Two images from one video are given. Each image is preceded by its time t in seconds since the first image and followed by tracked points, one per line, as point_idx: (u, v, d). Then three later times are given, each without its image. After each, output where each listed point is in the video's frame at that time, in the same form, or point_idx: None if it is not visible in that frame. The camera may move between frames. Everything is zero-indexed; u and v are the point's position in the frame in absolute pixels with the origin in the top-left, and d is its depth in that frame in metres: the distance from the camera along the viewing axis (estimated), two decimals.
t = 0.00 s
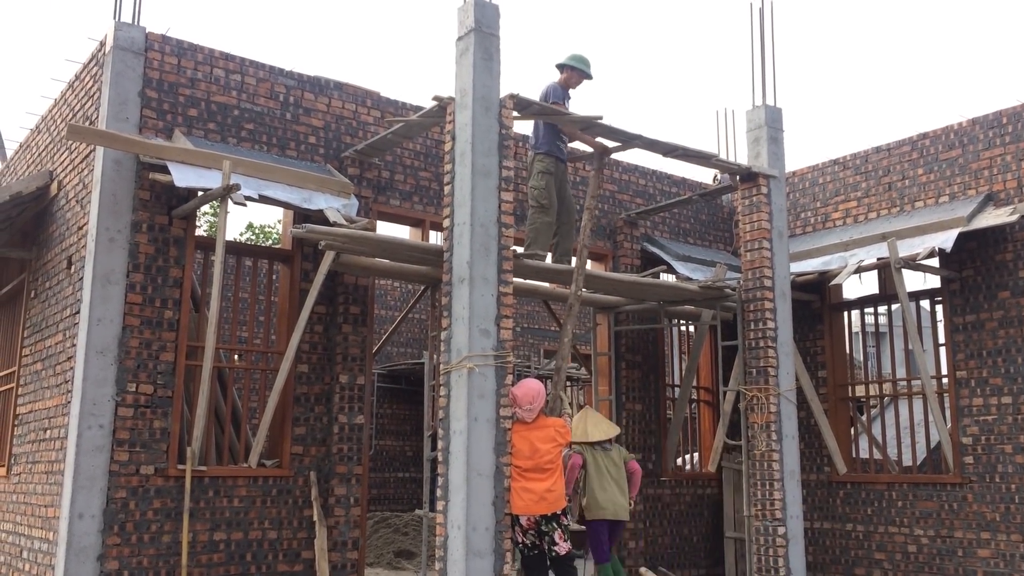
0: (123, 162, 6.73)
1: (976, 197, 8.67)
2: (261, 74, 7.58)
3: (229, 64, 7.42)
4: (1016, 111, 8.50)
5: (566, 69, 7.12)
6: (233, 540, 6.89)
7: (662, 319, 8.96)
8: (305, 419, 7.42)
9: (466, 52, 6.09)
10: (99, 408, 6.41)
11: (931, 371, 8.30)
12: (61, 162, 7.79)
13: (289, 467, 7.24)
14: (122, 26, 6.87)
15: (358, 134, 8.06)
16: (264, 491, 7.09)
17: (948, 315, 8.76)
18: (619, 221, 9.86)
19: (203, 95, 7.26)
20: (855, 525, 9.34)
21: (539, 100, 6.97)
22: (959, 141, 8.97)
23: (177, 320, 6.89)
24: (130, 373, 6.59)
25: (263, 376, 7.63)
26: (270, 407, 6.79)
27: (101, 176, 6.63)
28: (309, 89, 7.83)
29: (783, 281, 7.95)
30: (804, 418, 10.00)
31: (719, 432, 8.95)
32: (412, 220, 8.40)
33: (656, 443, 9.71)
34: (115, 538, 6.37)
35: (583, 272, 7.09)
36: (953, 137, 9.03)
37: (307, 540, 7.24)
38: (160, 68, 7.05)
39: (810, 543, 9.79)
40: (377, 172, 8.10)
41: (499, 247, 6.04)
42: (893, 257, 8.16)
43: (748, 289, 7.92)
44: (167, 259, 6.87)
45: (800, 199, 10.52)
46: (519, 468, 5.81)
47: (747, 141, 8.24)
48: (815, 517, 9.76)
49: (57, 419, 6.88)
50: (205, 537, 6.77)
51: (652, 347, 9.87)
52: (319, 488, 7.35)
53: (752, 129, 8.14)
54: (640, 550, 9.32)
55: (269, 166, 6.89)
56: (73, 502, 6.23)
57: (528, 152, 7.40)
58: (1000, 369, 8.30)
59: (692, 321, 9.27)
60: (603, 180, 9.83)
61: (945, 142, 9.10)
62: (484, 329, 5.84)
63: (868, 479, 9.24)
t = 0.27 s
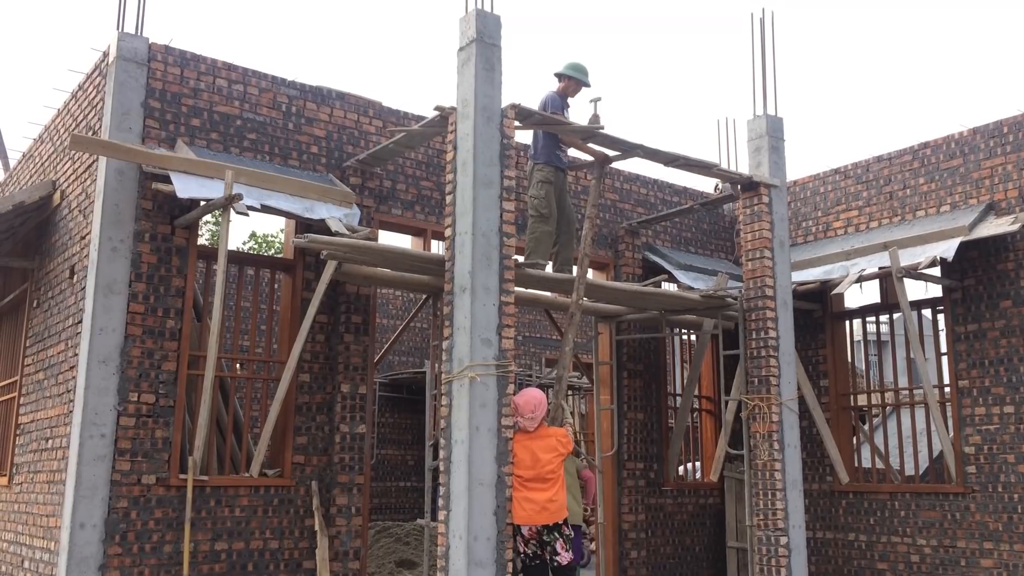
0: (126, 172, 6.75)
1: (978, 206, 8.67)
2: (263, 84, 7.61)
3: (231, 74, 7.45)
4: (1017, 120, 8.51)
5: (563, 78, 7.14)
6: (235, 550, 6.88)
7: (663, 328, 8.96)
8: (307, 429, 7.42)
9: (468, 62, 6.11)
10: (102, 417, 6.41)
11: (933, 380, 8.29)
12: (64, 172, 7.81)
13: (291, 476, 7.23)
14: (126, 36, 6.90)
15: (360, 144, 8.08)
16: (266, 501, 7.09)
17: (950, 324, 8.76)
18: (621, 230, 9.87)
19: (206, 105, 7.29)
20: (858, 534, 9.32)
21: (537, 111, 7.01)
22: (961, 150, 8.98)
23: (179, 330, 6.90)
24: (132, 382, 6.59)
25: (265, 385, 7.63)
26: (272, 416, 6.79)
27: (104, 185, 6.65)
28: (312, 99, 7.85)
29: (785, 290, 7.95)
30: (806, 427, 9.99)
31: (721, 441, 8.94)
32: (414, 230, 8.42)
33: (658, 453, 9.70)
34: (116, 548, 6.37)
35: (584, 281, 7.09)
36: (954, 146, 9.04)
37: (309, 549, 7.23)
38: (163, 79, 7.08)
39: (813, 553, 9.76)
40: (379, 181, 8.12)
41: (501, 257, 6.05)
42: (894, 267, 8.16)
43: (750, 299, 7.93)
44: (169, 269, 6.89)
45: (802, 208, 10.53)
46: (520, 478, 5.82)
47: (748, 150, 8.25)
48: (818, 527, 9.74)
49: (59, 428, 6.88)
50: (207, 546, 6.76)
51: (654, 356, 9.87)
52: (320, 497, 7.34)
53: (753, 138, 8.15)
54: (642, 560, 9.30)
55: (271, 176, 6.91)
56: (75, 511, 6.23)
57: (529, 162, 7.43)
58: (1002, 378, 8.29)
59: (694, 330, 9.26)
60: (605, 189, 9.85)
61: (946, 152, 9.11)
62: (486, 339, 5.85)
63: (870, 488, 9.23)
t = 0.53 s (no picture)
0: (126, 181, 6.76)
1: (976, 215, 8.69)
2: (263, 94, 7.63)
3: (231, 84, 7.47)
4: (1015, 129, 8.53)
5: (560, 88, 7.16)
6: (233, 559, 6.87)
7: (663, 337, 8.96)
8: (306, 438, 7.41)
9: (467, 72, 6.13)
10: (101, 427, 6.41)
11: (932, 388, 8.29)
12: (64, 181, 7.82)
13: (290, 486, 7.22)
14: (126, 47, 6.92)
15: (360, 153, 8.10)
16: (265, 510, 7.07)
17: (949, 332, 8.76)
18: (620, 239, 9.88)
19: (206, 114, 7.30)
20: (858, 543, 9.31)
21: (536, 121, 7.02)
22: (959, 158, 9.00)
23: (178, 339, 6.90)
24: (131, 392, 6.59)
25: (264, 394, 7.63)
26: (272, 425, 6.78)
27: (103, 195, 6.66)
28: (311, 108, 7.87)
29: (784, 298, 7.96)
30: (805, 436, 9.98)
31: (721, 450, 8.93)
32: (413, 239, 8.43)
33: (657, 461, 9.69)
34: (115, 558, 6.36)
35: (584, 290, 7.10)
36: (952, 155, 9.06)
37: (308, 559, 7.22)
38: (163, 88, 7.10)
39: (813, 562, 9.75)
40: (378, 190, 8.14)
41: (500, 266, 6.06)
42: (893, 275, 8.17)
43: (750, 307, 7.94)
44: (168, 278, 6.89)
45: (800, 216, 10.55)
46: (520, 487, 5.81)
47: (747, 159, 8.27)
48: (818, 536, 9.73)
49: (58, 438, 6.88)
50: (206, 556, 6.75)
51: (653, 364, 9.87)
52: (319, 507, 7.33)
53: (751, 147, 8.17)
54: (641, 569, 9.28)
55: (270, 186, 6.93)
56: (73, 521, 6.22)
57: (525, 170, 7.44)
58: (1001, 386, 8.29)
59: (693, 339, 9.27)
60: (604, 198, 9.86)
61: (944, 160, 9.13)
62: (485, 348, 5.85)
63: (870, 497, 9.22)
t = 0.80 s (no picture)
0: (124, 188, 6.76)
1: (973, 221, 8.70)
2: (261, 100, 7.64)
3: (229, 90, 7.48)
4: (1011, 135, 8.55)
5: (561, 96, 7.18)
6: (231, 566, 6.86)
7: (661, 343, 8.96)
8: (304, 444, 7.40)
9: (465, 79, 6.15)
10: (98, 433, 6.40)
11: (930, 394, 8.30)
12: (62, 187, 7.82)
13: (288, 492, 7.21)
14: (124, 53, 6.92)
15: (358, 159, 8.11)
16: (263, 517, 7.06)
17: (947, 338, 8.77)
18: (618, 245, 9.89)
19: (204, 121, 7.31)
20: (856, 549, 9.30)
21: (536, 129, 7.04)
22: (956, 165, 9.02)
23: (175, 345, 6.90)
24: (129, 398, 6.58)
25: (262, 401, 7.62)
26: (269, 431, 6.78)
27: (101, 202, 6.66)
28: (309, 114, 7.88)
29: (781, 304, 7.97)
30: (803, 442, 9.98)
31: (719, 456, 8.93)
32: (411, 245, 8.43)
33: (655, 468, 9.68)
34: (112, 565, 6.35)
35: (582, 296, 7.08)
36: (950, 161, 9.08)
37: (306, 566, 7.21)
38: (161, 95, 7.11)
39: (811, 568, 9.74)
40: (376, 197, 8.14)
41: (499, 272, 6.06)
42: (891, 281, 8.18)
43: (747, 313, 7.95)
44: (166, 284, 6.89)
45: (798, 223, 10.56)
46: (518, 493, 5.83)
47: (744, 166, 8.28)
48: (816, 542, 9.72)
49: (55, 445, 6.87)
50: (203, 563, 6.74)
51: (651, 370, 9.87)
52: (317, 514, 7.33)
53: (749, 154, 8.18)
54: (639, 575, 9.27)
55: (268, 192, 6.93)
56: (70, 528, 6.21)
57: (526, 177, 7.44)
58: (999, 392, 8.30)
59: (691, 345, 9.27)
60: (602, 204, 9.88)
61: (941, 167, 9.15)
62: (483, 354, 5.85)
63: (868, 503, 9.22)
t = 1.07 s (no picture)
0: (124, 191, 6.77)
1: (973, 224, 8.71)
2: (261, 104, 7.65)
3: (229, 94, 7.49)
4: (1010, 139, 8.56)
5: (560, 99, 7.19)
6: (231, 570, 6.85)
7: (661, 346, 8.96)
8: (303, 448, 7.40)
9: (465, 82, 6.15)
10: (98, 437, 6.39)
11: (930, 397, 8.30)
12: (62, 191, 7.83)
13: (288, 496, 7.21)
14: (124, 57, 6.93)
15: (358, 163, 8.11)
16: (262, 521, 7.06)
17: (947, 341, 8.78)
18: (618, 248, 9.89)
19: (204, 125, 7.32)
20: (857, 553, 9.30)
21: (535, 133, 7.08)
22: (955, 168, 9.03)
23: (175, 349, 6.90)
24: (129, 402, 6.58)
25: (262, 404, 7.62)
26: (269, 435, 6.78)
27: (101, 205, 6.66)
28: (310, 118, 7.89)
29: (781, 308, 7.97)
30: (804, 445, 9.98)
31: (719, 459, 8.93)
32: (411, 248, 8.44)
33: (655, 471, 9.68)
34: (112, 569, 6.34)
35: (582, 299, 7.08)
36: (949, 165, 9.09)
37: (305, 570, 7.20)
38: (161, 99, 7.12)
39: (812, 572, 9.73)
40: (376, 201, 8.14)
41: (498, 276, 6.06)
42: (890, 285, 8.18)
43: (748, 317, 7.95)
44: (166, 288, 6.90)
45: (798, 226, 10.57)
46: (517, 497, 5.83)
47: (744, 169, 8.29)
48: (817, 546, 9.72)
49: (54, 449, 6.86)
50: (203, 567, 6.73)
51: (651, 374, 9.87)
52: (317, 517, 7.32)
53: (749, 157, 8.18)
54: None
55: (268, 196, 6.93)
56: (70, 531, 6.20)
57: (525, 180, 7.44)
58: (999, 396, 8.30)
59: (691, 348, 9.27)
60: (601, 208, 9.89)
61: (941, 170, 9.16)
62: (483, 358, 5.85)
63: (868, 506, 9.21)
